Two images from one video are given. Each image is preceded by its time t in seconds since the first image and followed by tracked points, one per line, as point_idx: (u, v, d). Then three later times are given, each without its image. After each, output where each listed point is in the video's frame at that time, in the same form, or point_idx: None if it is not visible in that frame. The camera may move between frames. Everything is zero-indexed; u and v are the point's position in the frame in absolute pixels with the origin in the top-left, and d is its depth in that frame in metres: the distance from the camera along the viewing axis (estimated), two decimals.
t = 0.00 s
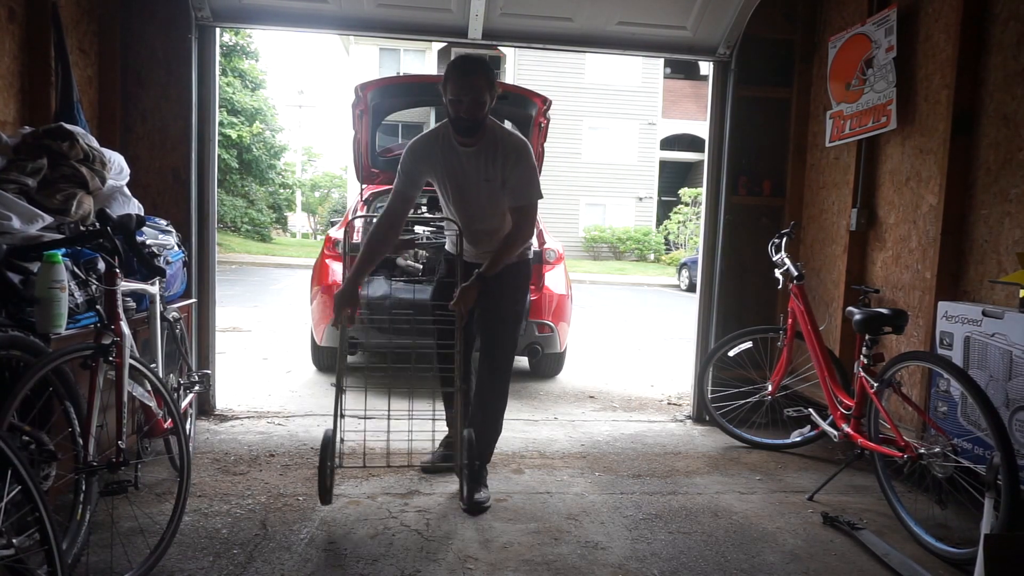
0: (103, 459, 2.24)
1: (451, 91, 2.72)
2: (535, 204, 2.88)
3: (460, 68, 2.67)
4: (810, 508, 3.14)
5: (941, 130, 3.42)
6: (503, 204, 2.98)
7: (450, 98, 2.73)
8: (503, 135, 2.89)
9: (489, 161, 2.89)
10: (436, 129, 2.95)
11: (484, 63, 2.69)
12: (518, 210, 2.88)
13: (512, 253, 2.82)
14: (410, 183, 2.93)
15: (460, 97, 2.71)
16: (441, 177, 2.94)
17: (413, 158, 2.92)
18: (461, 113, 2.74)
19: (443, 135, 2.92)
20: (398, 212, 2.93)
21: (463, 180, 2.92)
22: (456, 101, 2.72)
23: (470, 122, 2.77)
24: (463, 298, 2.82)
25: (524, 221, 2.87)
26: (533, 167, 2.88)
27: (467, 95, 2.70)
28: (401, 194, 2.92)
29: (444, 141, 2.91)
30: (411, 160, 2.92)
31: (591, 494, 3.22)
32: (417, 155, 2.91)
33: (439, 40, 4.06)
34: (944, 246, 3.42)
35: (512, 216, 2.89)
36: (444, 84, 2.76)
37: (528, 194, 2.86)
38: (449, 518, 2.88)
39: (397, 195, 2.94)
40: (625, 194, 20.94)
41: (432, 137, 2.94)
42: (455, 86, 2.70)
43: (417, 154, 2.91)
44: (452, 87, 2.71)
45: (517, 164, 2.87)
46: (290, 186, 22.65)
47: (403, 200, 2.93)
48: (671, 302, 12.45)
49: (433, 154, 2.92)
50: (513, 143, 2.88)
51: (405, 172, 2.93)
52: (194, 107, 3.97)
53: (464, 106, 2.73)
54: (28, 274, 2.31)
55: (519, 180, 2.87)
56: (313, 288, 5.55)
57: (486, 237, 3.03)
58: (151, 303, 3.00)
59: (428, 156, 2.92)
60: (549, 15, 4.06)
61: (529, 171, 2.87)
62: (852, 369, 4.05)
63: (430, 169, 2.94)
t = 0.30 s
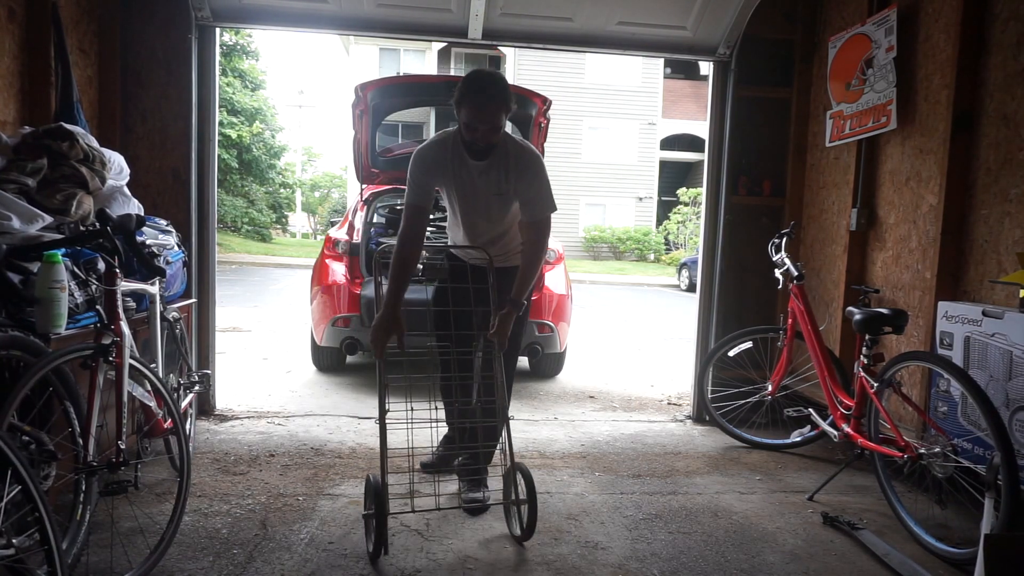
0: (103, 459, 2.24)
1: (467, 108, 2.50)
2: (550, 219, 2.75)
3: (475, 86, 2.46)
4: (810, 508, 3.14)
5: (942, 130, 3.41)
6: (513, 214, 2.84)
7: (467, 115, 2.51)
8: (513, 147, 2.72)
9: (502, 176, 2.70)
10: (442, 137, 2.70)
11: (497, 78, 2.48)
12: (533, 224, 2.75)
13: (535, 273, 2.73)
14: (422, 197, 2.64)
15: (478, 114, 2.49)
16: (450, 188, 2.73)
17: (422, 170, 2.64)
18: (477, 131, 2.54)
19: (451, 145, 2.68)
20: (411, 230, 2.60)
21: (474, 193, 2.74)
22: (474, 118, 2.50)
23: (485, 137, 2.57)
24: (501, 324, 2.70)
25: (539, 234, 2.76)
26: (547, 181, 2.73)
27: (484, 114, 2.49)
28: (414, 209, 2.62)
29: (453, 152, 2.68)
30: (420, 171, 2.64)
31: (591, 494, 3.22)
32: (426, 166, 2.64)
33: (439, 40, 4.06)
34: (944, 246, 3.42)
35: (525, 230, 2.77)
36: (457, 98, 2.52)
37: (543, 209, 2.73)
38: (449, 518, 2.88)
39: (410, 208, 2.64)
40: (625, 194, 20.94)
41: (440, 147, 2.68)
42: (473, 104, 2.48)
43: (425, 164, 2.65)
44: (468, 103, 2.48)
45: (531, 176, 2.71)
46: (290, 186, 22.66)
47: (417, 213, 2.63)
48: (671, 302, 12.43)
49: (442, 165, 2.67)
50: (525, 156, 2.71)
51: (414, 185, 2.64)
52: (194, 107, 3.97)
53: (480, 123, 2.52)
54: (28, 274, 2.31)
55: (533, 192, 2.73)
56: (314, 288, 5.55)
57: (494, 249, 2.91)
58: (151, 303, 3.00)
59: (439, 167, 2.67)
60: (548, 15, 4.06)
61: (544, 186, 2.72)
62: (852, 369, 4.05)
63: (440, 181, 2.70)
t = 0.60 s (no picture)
0: (103, 459, 2.24)
1: (493, 105, 2.42)
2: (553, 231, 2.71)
3: (506, 82, 2.38)
4: (810, 508, 3.14)
5: (942, 130, 3.41)
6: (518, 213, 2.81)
7: (490, 111, 2.44)
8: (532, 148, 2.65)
9: (513, 176, 2.65)
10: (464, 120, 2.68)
11: (531, 80, 2.40)
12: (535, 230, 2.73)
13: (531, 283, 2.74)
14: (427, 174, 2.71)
15: (501, 114, 2.42)
16: (457, 177, 2.70)
17: (433, 148, 2.67)
18: (498, 129, 2.49)
19: (472, 132, 2.65)
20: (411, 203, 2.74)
21: (483, 188, 2.69)
22: (495, 116, 2.44)
23: (505, 136, 2.52)
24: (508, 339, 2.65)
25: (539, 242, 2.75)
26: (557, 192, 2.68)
27: (508, 116, 2.42)
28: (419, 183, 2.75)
29: (469, 141, 2.65)
30: (430, 148, 2.67)
31: (591, 494, 3.22)
32: (438, 147, 2.66)
33: (439, 40, 4.06)
34: (944, 246, 3.42)
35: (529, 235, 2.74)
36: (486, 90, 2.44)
37: (546, 219, 2.70)
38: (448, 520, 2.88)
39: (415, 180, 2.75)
40: (626, 194, 20.95)
41: (459, 130, 2.67)
42: (498, 102, 2.40)
43: (437, 142, 2.66)
44: (493, 100, 2.41)
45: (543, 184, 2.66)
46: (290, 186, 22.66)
47: (418, 190, 2.77)
48: (671, 302, 12.42)
49: (453, 149, 2.66)
50: (543, 163, 2.64)
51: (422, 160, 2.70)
52: (194, 107, 3.97)
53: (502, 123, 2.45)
54: (28, 274, 2.31)
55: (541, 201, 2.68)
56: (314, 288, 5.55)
57: (494, 245, 2.88)
58: (151, 303, 3.00)
59: (449, 151, 2.67)
60: (548, 16, 4.06)
61: (553, 197, 2.68)
62: (852, 368, 4.05)
63: (448, 164, 2.69)
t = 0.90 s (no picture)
0: (103, 459, 2.24)
1: (507, 95, 2.37)
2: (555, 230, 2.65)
3: (523, 69, 2.34)
4: (810, 508, 3.14)
5: (942, 130, 3.41)
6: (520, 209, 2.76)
7: (503, 101, 2.40)
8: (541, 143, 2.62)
9: (520, 168, 2.60)
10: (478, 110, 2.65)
11: (547, 70, 2.36)
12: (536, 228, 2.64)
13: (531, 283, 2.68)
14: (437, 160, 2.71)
15: (513, 105, 2.38)
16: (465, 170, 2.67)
17: (444, 139, 2.66)
18: (510, 118, 2.45)
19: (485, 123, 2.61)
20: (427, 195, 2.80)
21: (488, 178, 2.64)
22: (506, 107, 2.40)
23: (518, 126, 2.48)
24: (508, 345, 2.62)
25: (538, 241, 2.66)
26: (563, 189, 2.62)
27: (520, 108, 2.38)
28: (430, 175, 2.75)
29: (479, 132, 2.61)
30: (441, 140, 2.66)
31: (591, 494, 3.22)
32: (449, 133, 2.63)
33: (439, 40, 4.06)
34: (944, 246, 3.42)
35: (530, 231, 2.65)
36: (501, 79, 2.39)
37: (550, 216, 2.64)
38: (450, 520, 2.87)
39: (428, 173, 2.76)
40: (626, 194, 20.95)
41: (472, 120, 2.63)
42: (510, 92, 2.36)
43: (447, 133, 2.65)
44: (505, 90, 2.37)
45: (548, 180, 2.60)
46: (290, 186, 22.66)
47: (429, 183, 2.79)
48: (671, 303, 12.41)
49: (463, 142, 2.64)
50: (551, 158, 2.59)
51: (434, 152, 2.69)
52: (194, 107, 3.97)
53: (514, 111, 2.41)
54: (28, 274, 2.30)
55: (546, 198, 2.61)
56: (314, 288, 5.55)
57: (494, 240, 2.84)
58: (151, 303, 3.00)
59: (459, 143, 2.64)
60: (549, 15, 4.06)
61: (557, 194, 2.62)
62: (852, 369, 4.05)
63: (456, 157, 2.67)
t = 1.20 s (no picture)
0: (103, 459, 2.24)
1: (518, 60, 2.29)
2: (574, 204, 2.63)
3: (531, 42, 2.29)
4: (810, 508, 3.14)
5: (942, 130, 3.41)
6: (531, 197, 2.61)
7: (513, 69, 2.30)
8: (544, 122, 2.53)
9: (530, 149, 2.50)
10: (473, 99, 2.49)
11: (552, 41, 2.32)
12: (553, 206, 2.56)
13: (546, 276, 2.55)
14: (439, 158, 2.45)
15: (525, 70, 2.29)
16: (470, 162, 2.48)
17: (444, 131, 2.44)
18: (524, 92, 2.33)
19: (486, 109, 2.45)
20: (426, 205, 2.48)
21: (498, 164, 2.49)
22: (519, 75, 2.30)
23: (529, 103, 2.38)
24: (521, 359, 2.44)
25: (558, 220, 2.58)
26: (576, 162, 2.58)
27: (533, 73, 2.29)
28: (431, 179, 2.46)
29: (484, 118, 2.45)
30: (440, 133, 2.44)
31: (591, 494, 3.23)
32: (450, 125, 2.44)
33: (439, 40, 4.06)
34: (944, 246, 3.42)
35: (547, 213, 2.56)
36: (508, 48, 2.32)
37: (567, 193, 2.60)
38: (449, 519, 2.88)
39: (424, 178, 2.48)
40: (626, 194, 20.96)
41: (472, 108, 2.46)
42: (521, 56, 2.28)
43: (446, 127, 2.44)
44: (515, 56, 2.29)
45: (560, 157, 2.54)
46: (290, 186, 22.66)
47: (427, 187, 2.48)
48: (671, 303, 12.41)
49: (466, 132, 2.45)
50: (559, 133, 2.53)
51: (432, 151, 2.44)
52: (194, 107, 3.97)
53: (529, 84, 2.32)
54: (28, 274, 2.31)
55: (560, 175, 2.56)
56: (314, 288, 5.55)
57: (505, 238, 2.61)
58: (151, 303, 3.01)
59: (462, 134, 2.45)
60: (549, 15, 4.06)
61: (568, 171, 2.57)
62: (852, 368, 4.05)
63: (460, 150, 2.47)
